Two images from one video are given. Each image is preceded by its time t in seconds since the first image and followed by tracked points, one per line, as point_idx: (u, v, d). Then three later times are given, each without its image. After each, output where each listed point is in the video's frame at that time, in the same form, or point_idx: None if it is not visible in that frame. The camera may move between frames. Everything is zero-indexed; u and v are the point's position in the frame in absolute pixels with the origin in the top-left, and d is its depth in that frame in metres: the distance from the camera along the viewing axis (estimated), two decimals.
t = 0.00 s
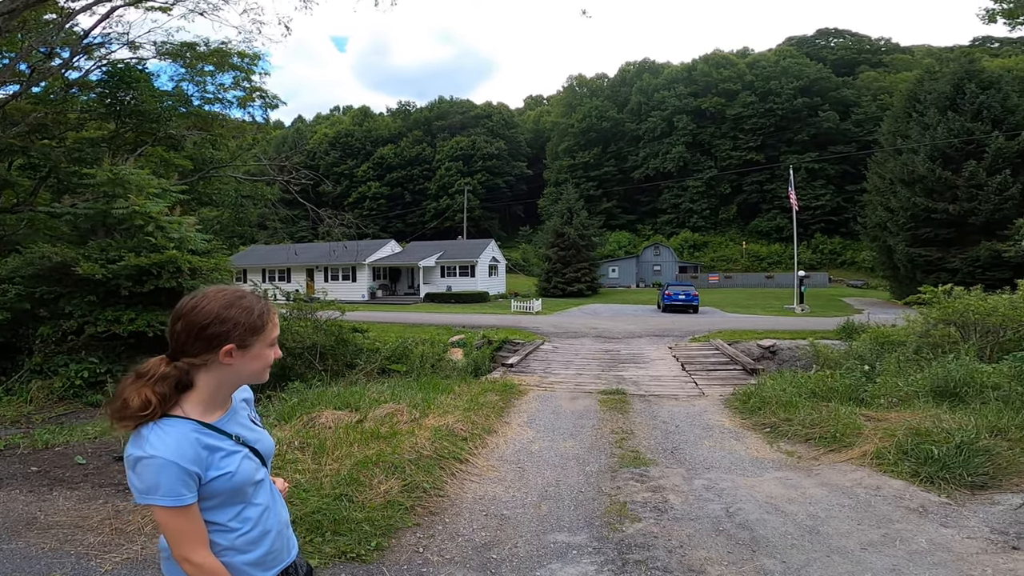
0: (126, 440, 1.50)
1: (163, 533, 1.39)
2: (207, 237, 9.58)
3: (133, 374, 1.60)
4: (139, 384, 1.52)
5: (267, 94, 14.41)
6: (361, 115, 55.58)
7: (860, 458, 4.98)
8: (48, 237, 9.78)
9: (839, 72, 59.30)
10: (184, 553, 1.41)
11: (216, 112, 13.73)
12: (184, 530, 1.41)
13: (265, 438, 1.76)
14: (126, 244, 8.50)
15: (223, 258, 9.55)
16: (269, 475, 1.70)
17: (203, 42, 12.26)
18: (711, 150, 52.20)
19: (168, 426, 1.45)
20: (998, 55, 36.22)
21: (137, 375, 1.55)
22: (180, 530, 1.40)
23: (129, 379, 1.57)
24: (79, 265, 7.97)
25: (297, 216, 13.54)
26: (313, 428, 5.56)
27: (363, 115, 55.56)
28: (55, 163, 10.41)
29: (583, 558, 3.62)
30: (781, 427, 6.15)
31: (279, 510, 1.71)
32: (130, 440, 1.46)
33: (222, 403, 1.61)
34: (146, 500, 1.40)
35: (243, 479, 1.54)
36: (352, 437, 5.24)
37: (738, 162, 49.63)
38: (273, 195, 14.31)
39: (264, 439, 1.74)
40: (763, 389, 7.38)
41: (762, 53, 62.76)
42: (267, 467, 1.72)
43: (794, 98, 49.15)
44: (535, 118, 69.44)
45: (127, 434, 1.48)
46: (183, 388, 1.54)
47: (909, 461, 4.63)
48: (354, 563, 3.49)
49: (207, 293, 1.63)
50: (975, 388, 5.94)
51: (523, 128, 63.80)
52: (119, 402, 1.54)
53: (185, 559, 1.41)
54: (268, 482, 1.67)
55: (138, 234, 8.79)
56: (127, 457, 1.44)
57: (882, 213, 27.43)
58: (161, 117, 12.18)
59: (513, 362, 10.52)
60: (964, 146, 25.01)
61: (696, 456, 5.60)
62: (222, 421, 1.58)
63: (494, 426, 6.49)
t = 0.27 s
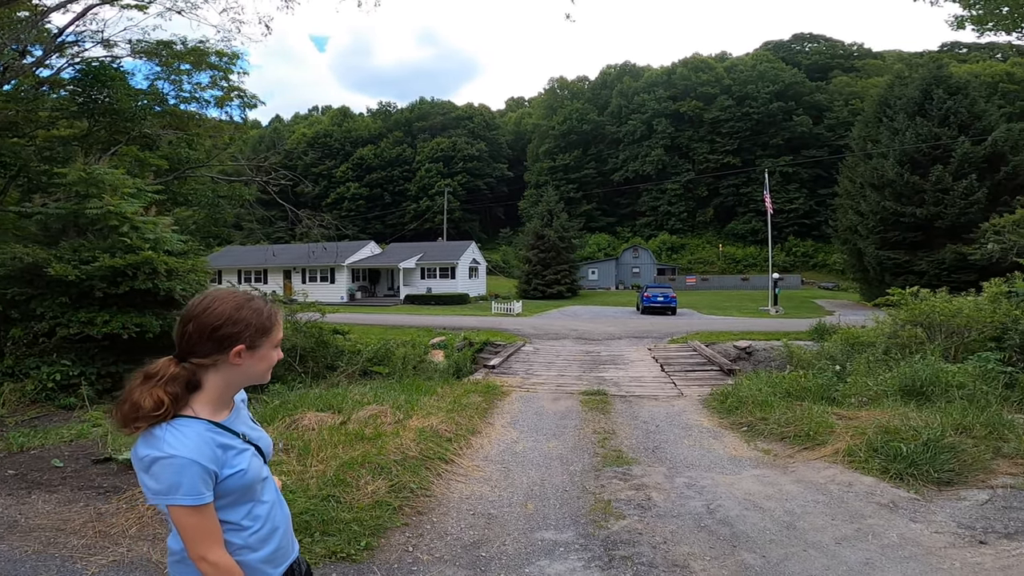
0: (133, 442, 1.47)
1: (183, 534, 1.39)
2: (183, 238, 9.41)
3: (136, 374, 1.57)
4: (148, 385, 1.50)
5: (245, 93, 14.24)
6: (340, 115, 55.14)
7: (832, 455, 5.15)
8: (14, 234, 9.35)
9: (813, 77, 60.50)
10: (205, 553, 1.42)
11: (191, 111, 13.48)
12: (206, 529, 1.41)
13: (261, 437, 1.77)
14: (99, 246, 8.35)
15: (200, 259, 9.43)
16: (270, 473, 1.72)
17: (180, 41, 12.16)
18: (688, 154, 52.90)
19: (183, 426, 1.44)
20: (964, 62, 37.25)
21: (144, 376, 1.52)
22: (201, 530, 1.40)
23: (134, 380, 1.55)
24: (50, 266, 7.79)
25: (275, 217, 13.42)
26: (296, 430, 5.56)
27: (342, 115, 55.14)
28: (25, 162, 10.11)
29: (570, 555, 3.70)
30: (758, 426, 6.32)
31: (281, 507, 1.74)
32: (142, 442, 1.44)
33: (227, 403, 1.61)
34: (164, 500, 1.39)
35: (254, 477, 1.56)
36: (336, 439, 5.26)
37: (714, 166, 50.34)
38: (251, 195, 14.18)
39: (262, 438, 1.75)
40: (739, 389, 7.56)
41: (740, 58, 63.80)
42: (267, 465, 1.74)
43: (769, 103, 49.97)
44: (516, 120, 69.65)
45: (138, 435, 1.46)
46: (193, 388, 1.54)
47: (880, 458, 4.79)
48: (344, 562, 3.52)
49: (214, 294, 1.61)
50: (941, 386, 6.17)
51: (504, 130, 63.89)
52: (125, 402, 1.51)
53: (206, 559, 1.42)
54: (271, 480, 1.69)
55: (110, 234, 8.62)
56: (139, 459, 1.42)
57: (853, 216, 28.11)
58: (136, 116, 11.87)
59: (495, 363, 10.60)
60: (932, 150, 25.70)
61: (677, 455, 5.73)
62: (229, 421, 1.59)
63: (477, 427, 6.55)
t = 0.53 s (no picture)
0: (169, 435, 1.46)
1: (230, 523, 1.43)
2: (170, 236, 9.27)
3: (169, 366, 1.56)
4: (185, 380, 1.48)
5: (230, 90, 14.11)
6: (326, 112, 54.81)
7: (816, 448, 5.33)
8: None
9: (797, 77, 61.23)
10: (249, 543, 1.45)
11: (176, 108, 13.32)
12: (249, 518, 1.45)
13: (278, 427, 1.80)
14: (85, 245, 8.27)
15: (188, 258, 9.35)
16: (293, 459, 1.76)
17: (164, 38, 12.22)
18: (674, 152, 53.33)
19: (223, 418, 1.46)
20: (943, 62, 37.87)
21: (179, 370, 1.50)
22: (245, 519, 1.44)
23: (168, 373, 1.53)
24: (36, 265, 7.66)
25: (260, 215, 13.36)
26: (293, 428, 5.61)
27: (328, 113, 54.81)
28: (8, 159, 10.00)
29: (568, 545, 3.84)
30: (744, 420, 6.50)
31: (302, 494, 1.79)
32: (181, 434, 1.44)
33: (256, 395, 1.62)
34: (207, 491, 1.42)
35: (286, 467, 1.60)
36: (332, 436, 5.35)
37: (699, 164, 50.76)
38: (238, 194, 14.10)
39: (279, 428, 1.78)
40: (726, 385, 7.74)
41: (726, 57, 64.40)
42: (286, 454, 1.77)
43: (754, 102, 50.48)
44: (503, 118, 69.74)
45: (176, 428, 1.46)
46: (228, 381, 1.53)
47: (862, 451, 4.95)
48: (348, 556, 3.59)
49: (242, 288, 1.60)
50: (920, 381, 6.37)
51: (491, 128, 63.89)
52: (160, 395, 1.49)
53: (251, 547, 1.45)
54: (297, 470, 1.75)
55: (97, 233, 8.53)
56: (180, 451, 1.44)
57: (835, 215, 28.59)
58: (121, 114, 11.71)
59: (485, 361, 10.69)
60: (912, 150, 26.16)
61: (667, 449, 5.88)
62: (259, 413, 1.61)
63: (470, 423, 6.65)
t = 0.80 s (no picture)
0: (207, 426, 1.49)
1: (268, 512, 1.44)
2: (163, 234, 9.19)
3: (202, 361, 1.58)
4: (223, 374, 1.52)
5: (221, 89, 14.06)
6: (316, 110, 54.55)
7: (805, 442, 5.49)
8: None
9: (785, 76, 61.81)
10: (286, 532, 1.45)
11: (166, 107, 13.34)
12: (288, 506, 1.46)
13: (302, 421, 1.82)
14: (77, 243, 8.22)
15: (181, 256, 9.31)
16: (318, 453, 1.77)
17: (154, 36, 12.19)
18: (664, 151, 53.66)
19: (260, 408, 1.49)
20: (927, 62, 38.36)
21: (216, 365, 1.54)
22: (285, 507, 1.45)
23: (203, 368, 1.56)
24: (28, 264, 7.59)
25: (252, 214, 13.31)
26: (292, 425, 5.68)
27: (318, 110, 54.57)
28: None
29: (567, 537, 3.95)
30: (734, 416, 6.66)
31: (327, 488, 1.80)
32: (221, 426, 1.47)
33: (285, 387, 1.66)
34: (246, 480, 1.43)
35: (317, 457, 1.62)
36: (331, 432, 5.42)
37: (688, 163, 51.08)
38: (230, 193, 14.07)
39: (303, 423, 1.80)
40: (716, 381, 7.91)
41: (715, 57, 64.86)
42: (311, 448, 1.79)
43: (742, 101, 50.90)
44: (493, 116, 69.82)
45: (215, 420, 1.49)
46: (264, 374, 1.57)
47: (848, 444, 5.11)
48: (353, 549, 3.64)
49: (272, 285, 1.64)
50: (904, 377, 6.56)
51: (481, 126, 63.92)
52: (200, 389, 1.52)
53: (289, 536, 1.45)
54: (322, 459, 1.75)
55: (88, 231, 8.46)
56: (219, 441, 1.46)
57: (821, 214, 28.95)
58: (110, 112, 11.58)
59: (479, 359, 10.79)
60: (896, 149, 26.55)
61: (661, 444, 6.02)
62: (288, 403, 1.64)
63: (466, 420, 6.75)
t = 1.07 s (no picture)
0: (225, 419, 1.56)
1: (282, 504, 1.50)
2: (153, 232, 9.14)
3: (221, 359, 1.63)
4: (242, 370, 1.58)
5: (211, 87, 14.01)
6: (306, 107, 54.27)
7: (792, 439, 5.61)
8: None
9: (775, 76, 62.22)
10: (298, 524, 1.52)
11: (156, 105, 13.30)
12: (300, 498, 1.53)
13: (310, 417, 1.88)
14: (66, 241, 8.17)
15: (171, 254, 9.27)
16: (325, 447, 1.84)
17: (144, 33, 12.09)
18: (655, 151, 53.90)
19: (276, 404, 1.56)
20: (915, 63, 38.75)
21: (235, 360, 1.60)
22: (297, 500, 1.52)
23: (223, 364, 1.61)
24: (17, 263, 7.53)
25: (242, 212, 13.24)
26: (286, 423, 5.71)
27: (308, 108, 54.30)
28: None
29: (561, 532, 4.04)
30: (723, 414, 6.78)
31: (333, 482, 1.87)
32: (239, 420, 1.53)
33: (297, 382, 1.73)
34: (261, 473, 1.49)
35: (326, 452, 1.69)
36: (326, 430, 5.47)
37: (679, 163, 51.34)
38: (220, 191, 14.01)
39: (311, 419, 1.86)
40: (705, 380, 8.04)
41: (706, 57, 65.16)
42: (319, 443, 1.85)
43: (732, 102, 51.19)
44: (485, 115, 69.82)
45: (235, 415, 1.55)
46: (281, 371, 1.64)
47: (834, 441, 5.23)
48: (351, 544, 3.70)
49: (288, 285, 1.71)
50: (889, 375, 6.71)
51: (473, 125, 63.90)
52: (219, 384, 1.58)
53: (300, 527, 1.52)
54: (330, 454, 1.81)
55: (77, 229, 8.38)
56: (235, 436, 1.52)
57: (809, 214, 29.24)
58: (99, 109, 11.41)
59: (471, 358, 10.85)
60: (883, 150, 26.87)
61: (652, 442, 6.12)
62: (300, 399, 1.71)
63: (459, 418, 6.82)
